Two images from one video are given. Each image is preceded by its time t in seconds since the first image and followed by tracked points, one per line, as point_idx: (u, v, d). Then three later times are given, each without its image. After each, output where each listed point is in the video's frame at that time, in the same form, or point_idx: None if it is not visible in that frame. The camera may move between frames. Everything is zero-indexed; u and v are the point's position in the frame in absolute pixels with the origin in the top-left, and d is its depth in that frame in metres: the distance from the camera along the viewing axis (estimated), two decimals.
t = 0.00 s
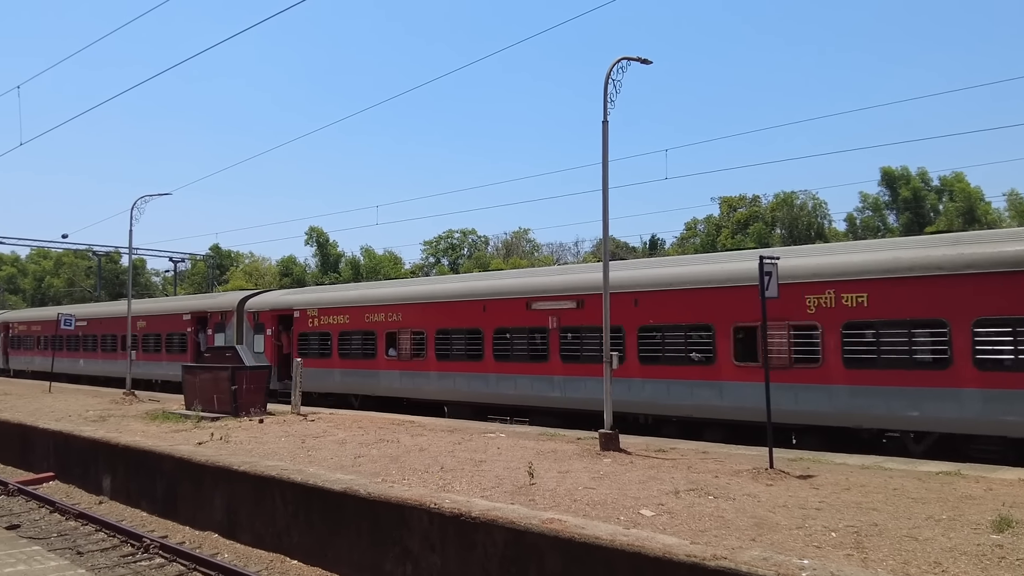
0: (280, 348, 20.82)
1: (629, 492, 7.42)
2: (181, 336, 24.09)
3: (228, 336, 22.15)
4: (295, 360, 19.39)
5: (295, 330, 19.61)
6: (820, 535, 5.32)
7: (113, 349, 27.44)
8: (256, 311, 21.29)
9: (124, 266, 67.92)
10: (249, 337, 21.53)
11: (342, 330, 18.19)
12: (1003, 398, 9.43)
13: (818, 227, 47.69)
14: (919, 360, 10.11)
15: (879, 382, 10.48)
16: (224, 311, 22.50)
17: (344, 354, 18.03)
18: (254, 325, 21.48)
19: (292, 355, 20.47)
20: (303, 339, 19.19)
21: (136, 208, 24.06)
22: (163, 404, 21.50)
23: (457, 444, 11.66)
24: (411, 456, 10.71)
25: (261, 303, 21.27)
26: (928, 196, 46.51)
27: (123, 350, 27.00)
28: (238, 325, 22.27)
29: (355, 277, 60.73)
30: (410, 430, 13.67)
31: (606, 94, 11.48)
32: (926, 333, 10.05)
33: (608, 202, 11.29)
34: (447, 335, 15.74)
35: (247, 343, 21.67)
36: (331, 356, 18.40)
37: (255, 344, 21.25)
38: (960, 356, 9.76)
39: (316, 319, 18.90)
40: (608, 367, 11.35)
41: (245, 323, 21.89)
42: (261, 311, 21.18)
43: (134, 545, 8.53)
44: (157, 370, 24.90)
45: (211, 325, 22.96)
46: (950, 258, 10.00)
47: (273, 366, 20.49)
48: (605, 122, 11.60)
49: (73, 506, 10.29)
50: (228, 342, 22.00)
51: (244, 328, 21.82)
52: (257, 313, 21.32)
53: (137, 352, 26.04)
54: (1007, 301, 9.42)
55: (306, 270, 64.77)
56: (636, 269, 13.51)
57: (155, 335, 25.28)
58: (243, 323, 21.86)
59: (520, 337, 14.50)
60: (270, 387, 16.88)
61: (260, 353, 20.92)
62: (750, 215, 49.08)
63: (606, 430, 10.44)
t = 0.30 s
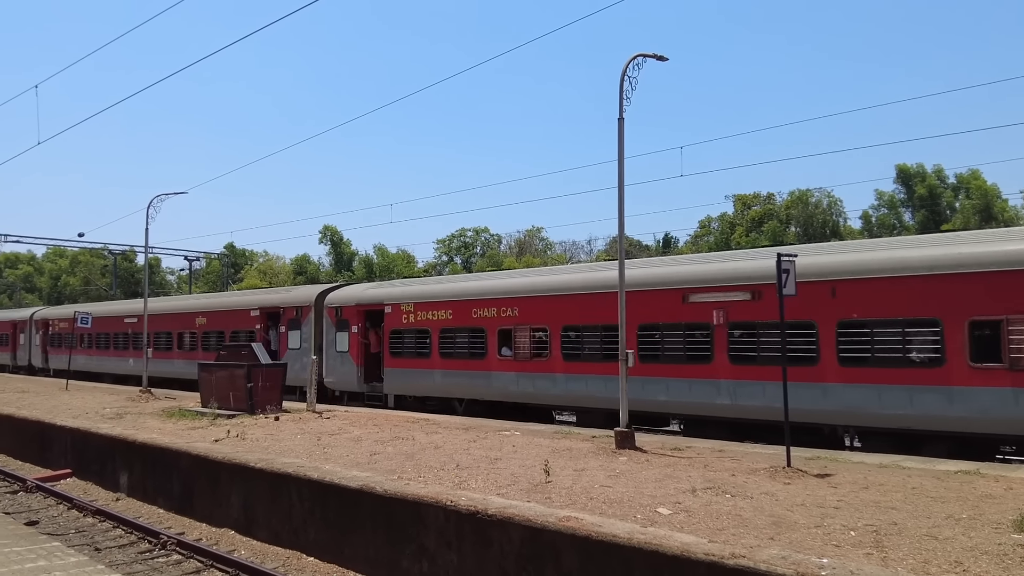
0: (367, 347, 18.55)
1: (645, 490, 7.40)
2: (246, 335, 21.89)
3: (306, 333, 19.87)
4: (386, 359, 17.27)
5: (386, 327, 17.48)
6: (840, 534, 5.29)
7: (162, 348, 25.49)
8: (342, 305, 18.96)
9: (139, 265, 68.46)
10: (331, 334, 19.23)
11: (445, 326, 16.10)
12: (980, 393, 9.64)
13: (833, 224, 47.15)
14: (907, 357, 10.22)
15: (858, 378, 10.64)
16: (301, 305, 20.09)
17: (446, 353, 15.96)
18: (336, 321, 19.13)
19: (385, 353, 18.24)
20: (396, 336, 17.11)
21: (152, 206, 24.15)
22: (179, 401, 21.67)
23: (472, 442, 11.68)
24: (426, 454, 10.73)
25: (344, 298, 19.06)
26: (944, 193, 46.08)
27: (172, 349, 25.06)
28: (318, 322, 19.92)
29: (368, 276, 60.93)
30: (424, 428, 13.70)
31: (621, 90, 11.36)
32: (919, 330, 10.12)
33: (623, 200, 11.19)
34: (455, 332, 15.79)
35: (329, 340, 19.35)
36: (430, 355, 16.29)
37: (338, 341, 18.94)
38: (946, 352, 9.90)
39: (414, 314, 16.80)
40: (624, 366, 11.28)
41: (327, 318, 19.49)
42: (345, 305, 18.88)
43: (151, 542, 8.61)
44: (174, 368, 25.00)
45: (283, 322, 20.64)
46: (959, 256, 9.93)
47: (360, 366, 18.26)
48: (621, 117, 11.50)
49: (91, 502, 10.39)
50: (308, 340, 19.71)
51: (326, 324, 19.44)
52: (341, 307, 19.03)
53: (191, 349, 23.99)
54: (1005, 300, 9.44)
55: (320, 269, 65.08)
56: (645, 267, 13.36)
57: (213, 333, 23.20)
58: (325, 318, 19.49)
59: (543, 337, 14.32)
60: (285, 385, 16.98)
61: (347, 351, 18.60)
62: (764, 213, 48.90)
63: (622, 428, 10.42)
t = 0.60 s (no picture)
0: (472, 346, 16.69)
1: (664, 490, 7.40)
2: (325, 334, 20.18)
3: (397, 331, 18.09)
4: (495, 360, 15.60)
5: (496, 325, 15.76)
6: (860, 535, 5.27)
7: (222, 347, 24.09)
8: (442, 301, 17.14)
9: (159, 265, 69.15)
10: (427, 332, 17.42)
11: (570, 324, 14.27)
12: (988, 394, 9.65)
13: (852, 223, 46.69)
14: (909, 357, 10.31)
15: (867, 379, 10.71)
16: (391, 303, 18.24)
17: (571, 353, 14.18)
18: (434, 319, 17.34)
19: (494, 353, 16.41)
20: (509, 335, 15.39)
21: (171, 208, 24.28)
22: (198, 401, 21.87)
23: (490, 441, 11.71)
24: (444, 454, 10.77)
25: (441, 294, 17.22)
26: (964, 192, 45.56)
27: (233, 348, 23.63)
28: (408, 319, 18.13)
29: (385, 276, 61.17)
30: (442, 427, 13.75)
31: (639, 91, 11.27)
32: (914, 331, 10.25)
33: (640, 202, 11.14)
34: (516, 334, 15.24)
35: (422, 339, 17.53)
36: (553, 356, 14.50)
37: (438, 341, 17.10)
38: (951, 352, 9.94)
39: (529, 311, 15.02)
40: (642, 366, 11.27)
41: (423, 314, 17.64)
42: (444, 302, 17.08)
43: (173, 541, 8.71)
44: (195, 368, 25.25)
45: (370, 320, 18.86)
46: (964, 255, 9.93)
47: (463, 368, 16.46)
48: (638, 119, 11.54)
49: (112, 501, 10.53)
50: (400, 339, 17.96)
51: (422, 321, 17.58)
52: (441, 302, 17.16)
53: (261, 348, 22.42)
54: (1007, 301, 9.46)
55: (337, 269, 65.42)
56: (666, 266, 13.28)
57: (285, 331, 21.54)
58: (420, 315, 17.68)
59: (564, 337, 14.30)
60: (304, 384, 17.11)
61: (448, 351, 16.75)
62: (782, 212, 48.65)
63: (640, 428, 10.41)
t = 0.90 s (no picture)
0: (604, 347, 14.70)
1: (691, 491, 7.37)
2: (422, 334, 18.21)
3: (509, 331, 16.13)
4: (637, 362, 13.66)
5: (638, 323, 13.79)
6: (891, 537, 5.21)
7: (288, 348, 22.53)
8: (566, 296, 15.14)
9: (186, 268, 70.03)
10: (549, 332, 15.41)
11: (742, 321, 12.28)
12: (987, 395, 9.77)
13: (880, 223, 46.10)
14: (905, 356, 10.51)
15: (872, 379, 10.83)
16: (505, 299, 16.25)
17: (743, 356, 12.21)
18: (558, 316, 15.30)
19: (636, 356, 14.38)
20: (657, 335, 13.41)
21: (199, 209, 24.58)
22: (226, 402, 22.13)
23: (515, 442, 11.73)
24: (470, 454, 10.81)
25: (566, 287, 15.25)
26: (994, 189, 44.77)
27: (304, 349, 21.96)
28: (526, 317, 16.15)
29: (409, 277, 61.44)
30: (467, 428, 13.79)
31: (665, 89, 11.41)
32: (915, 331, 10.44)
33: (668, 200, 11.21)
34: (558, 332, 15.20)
35: (543, 340, 15.55)
36: (718, 359, 12.54)
37: (564, 340, 15.07)
38: (951, 351, 10.09)
39: (685, 307, 13.05)
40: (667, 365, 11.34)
41: (544, 312, 15.62)
42: (571, 297, 15.08)
43: (201, 539, 8.82)
44: (223, 369, 25.56)
45: (477, 318, 16.94)
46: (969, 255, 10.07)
47: (597, 372, 14.42)
48: (664, 117, 11.52)
49: (142, 500, 10.69)
50: (514, 340, 15.99)
51: (543, 319, 15.56)
52: (567, 298, 15.14)
53: (338, 350, 20.63)
54: (1006, 302, 9.63)
55: (361, 270, 65.86)
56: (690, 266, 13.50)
57: (372, 332, 19.65)
58: (540, 313, 15.68)
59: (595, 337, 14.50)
60: (330, 385, 17.25)
61: (577, 353, 14.75)
62: (808, 212, 48.18)
63: (666, 429, 10.37)
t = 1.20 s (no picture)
0: (777, 347, 12.48)
1: (718, 491, 7.32)
2: (537, 332, 16.18)
3: (649, 329, 13.91)
4: (823, 365, 11.56)
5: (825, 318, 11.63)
6: (921, 537, 5.14)
7: (368, 348, 20.78)
8: (726, 289, 12.92)
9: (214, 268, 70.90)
10: (703, 331, 13.25)
11: (973, 316, 10.15)
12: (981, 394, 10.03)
13: (908, 220, 45.39)
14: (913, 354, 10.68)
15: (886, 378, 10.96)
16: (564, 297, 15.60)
17: (972, 358, 10.14)
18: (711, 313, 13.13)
19: (819, 358, 12.19)
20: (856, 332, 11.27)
21: (227, 210, 24.85)
22: (253, 400, 22.39)
23: (540, 441, 11.75)
24: (495, 453, 10.84)
25: (725, 277, 12.99)
26: None
27: (387, 349, 20.21)
28: (670, 311, 13.89)
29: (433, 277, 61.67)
30: (492, 427, 13.83)
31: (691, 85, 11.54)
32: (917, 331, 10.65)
33: (694, 198, 11.25)
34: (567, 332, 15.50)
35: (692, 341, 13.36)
36: (940, 362, 10.42)
37: (722, 340, 12.93)
38: (950, 354, 10.32)
39: (894, 299, 10.88)
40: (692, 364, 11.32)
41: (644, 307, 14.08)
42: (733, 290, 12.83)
43: (229, 536, 8.94)
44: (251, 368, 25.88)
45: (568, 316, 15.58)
46: (979, 255, 10.17)
47: (770, 378, 12.24)
48: (691, 114, 11.57)
49: (171, 497, 10.86)
50: (655, 339, 13.76)
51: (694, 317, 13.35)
52: (724, 290, 12.97)
53: (429, 350, 18.73)
54: (1006, 302, 9.81)
55: (386, 270, 66.27)
56: (720, 264, 13.46)
57: (472, 331, 17.74)
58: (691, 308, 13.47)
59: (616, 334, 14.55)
60: (356, 383, 17.39)
61: (740, 355, 12.61)
62: (835, 210, 47.65)
63: (693, 429, 10.33)
